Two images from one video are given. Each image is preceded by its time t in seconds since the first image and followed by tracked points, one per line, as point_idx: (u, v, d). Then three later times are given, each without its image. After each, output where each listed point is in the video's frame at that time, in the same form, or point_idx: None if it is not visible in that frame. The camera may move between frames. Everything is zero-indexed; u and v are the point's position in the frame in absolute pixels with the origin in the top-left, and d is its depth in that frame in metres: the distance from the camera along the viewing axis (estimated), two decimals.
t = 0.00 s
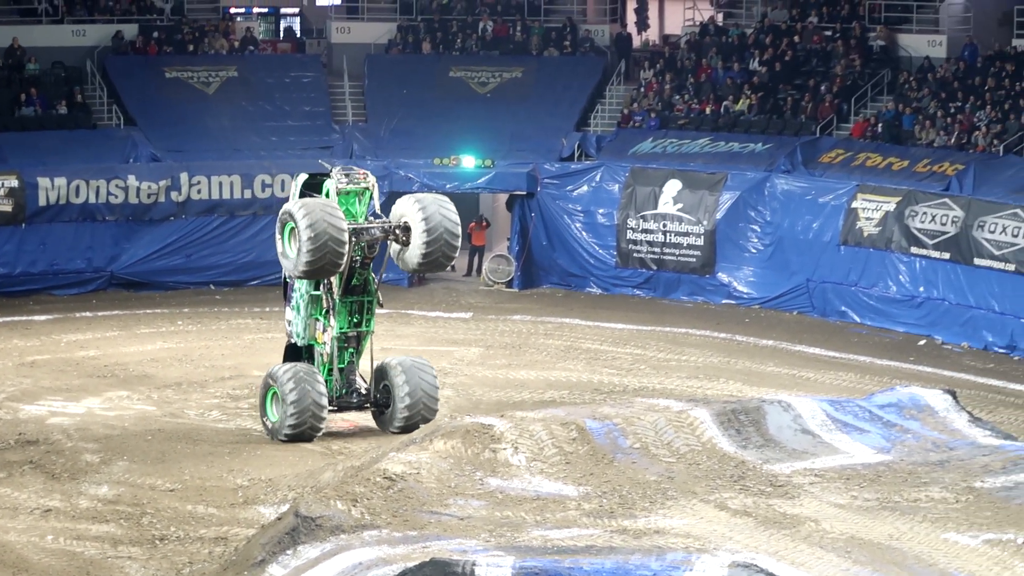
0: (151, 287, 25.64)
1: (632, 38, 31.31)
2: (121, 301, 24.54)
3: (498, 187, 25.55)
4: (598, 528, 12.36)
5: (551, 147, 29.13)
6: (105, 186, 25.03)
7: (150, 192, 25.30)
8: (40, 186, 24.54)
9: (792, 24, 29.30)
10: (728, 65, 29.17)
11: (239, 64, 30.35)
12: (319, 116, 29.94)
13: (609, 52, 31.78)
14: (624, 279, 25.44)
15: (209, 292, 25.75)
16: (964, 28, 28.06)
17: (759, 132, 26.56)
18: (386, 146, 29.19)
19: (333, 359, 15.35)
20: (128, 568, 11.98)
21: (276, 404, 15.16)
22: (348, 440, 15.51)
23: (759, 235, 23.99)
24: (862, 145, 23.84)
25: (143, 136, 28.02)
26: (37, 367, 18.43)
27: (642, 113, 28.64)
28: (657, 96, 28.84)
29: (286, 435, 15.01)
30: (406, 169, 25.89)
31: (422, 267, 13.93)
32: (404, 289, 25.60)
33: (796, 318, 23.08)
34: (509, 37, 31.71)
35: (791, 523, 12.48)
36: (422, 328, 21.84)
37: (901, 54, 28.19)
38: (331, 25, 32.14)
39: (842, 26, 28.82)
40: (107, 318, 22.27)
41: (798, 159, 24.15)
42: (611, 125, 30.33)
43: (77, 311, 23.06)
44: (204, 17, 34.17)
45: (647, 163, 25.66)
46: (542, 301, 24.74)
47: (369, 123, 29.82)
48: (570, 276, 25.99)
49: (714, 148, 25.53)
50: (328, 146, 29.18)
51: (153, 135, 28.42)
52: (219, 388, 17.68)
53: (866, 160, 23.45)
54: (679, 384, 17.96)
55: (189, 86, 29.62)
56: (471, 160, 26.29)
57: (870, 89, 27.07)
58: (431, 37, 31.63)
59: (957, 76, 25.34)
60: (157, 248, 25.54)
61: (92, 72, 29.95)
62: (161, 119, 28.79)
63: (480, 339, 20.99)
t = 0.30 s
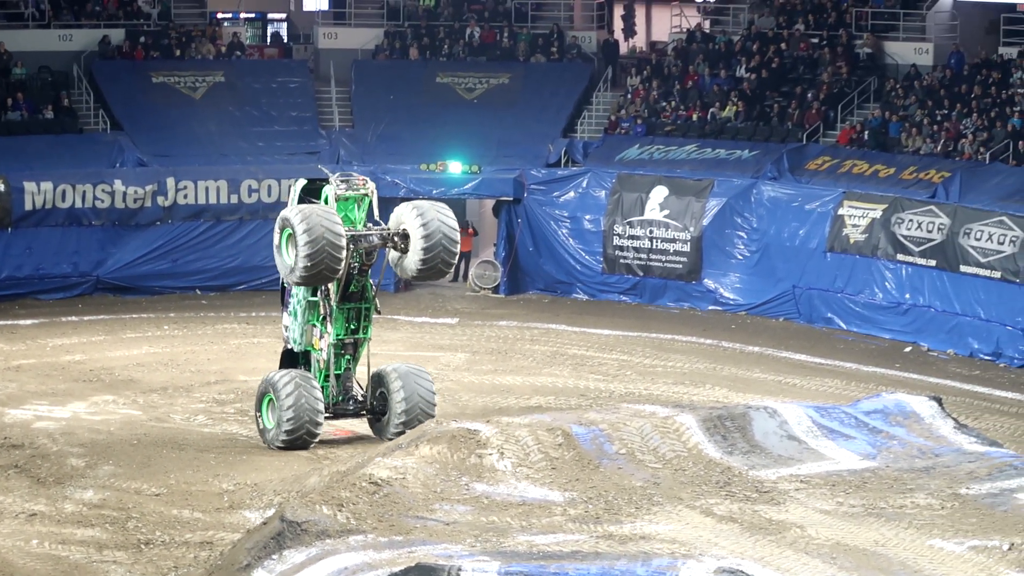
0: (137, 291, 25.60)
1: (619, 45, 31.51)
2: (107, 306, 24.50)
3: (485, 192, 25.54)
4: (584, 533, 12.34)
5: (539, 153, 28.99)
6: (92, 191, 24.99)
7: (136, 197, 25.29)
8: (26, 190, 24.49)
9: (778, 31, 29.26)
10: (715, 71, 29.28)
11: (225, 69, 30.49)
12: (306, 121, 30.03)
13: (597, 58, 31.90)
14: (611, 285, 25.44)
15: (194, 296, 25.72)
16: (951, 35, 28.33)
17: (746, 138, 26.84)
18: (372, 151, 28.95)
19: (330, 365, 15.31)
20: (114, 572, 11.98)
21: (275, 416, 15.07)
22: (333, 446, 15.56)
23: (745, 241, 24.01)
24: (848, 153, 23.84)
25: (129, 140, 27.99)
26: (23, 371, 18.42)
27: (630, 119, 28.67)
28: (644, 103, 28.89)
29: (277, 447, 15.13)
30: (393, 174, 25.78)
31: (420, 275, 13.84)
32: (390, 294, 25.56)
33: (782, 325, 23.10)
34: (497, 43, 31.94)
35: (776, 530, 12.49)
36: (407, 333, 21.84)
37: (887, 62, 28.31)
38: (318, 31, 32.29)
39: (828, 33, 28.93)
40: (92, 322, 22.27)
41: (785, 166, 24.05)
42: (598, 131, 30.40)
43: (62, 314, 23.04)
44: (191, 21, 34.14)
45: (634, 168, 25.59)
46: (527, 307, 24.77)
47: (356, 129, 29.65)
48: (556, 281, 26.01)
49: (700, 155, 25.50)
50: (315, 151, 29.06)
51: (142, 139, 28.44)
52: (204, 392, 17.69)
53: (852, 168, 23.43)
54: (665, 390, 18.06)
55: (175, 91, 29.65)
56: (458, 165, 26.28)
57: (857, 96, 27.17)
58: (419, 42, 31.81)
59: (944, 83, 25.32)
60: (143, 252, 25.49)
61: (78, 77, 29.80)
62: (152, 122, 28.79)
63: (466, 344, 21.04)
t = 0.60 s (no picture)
0: (117, 290, 25.48)
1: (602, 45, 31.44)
2: (88, 304, 24.44)
3: (468, 191, 25.58)
4: (565, 533, 12.34)
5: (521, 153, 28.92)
6: (73, 189, 24.96)
7: (118, 196, 25.26)
8: (7, 188, 24.54)
9: (761, 32, 29.27)
10: (698, 71, 29.18)
11: (207, 68, 30.46)
12: (289, 120, 29.92)
13: (579, 58, 31.99)
14: (592, 285, 25.47)
15: (176, 295, 25.64)
16: (933, 37, 28.77)
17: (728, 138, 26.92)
18: (354, 150, 29.01)
19: (320, 366, 15.17)
20: (94, 571, 11.97)
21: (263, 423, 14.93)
22: (313, 448, 15.60)
23: (727, 242, 24.02)
24: (830, 154, 23.85)
25: (111, 139, 27.92)
26: (3, 369, 18.38)
27: (613, 120, 28.49)
28: (627, 103, 28.86)
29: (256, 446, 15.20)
30: (377, 174, 25.83)
31: (413, 277, 13.57)
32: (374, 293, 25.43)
33: (763, 325, 23.13)
34: (479, 43, 31.89)
35: (757, 530, 12.50)
36: (389, 332, 21.82)
37: (870, 63, 28.51)
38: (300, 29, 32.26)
39: (811, 35, 29.08)
40: (73, 320, 22.23)
41: (767, 166, 24.08)
42: (581, 131, 30.46)
43: (44, 313, 22.99)
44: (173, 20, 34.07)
45: (616, 168, 25.54)
46: (509, 306, 24.75)
47: (339, 128, 29.74)
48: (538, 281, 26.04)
49: (682, 155, 25.47)
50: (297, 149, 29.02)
51: (128, 138, 28.38)
52: (186, 391, 17.69)
53: (834, 168, 23.44)
54: (647, 390, 18.15)
55: (157, 89, 29.63)
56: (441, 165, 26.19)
57: (839, 97, 27.32)
58: (402, 41, 31.87)
59: (926, 84, 25.40)
60: (125, 251, 25.42)
61: (60, 75, 29.82)
62: (138, 120, 28.75)
63: (448, 343, 21.06)
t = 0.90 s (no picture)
0: (106, 288, 25.47)
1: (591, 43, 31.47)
2: (77, 302, 24.44)
3: (456, 190, 25.67)
4: (554, 531, 12.33)
5: (509, 150, 29.22)
6: (62, 187, 24.92)
7: (106, 194, 25.23)
8: None
9: (749, 30, 29.44)
10: (687, 70, 29.33)
11: (196, 66, 30.45)
12: (277, 118, 30.00)
13: (568, 56, 32.08)
14: (582, 283, 25.46)
15: (165, 293, 25.59)
16: (921, 35, 28.80)
17: (717, 136, 26.89)
18: (343, 148, 29.19)
19: (318, 366, 14.91)
20: (83, 569, 11.96)
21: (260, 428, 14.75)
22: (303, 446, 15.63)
23: (716, 240, 24.00)
24: (819, 151, 24.14)
25: (100, 137, 27.89)
26: None
27: (601, 118, 28.62)
28: (615, 101, 28.89)
29: (250, 443, 15.17)
30: (366, 172, 25.96)
31: (412, 279, 13.01)
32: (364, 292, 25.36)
33: (753, 322, 23.13)
34: (468, 40, 31.90)
35: (746, 527, 12.49)
36: (379, 330, 21.78)
37: (859, 60, 28.68)
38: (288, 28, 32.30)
39: (799, 32, 29.09)
40: (63, 319, 22.21)
41: (756, 164, 24.46)
42: (570, 130, 30.54)
43: (33, 312, 22.95)
44: (162, 19, 34.08)
45: (605, 166, 25.87)
46: (499, 304, 24.74)
47: (327, 126, 29.84)
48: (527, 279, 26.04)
49: (671, 152, 25.84)
50: (286, 147, 29.16)
51: (119, 136, 28.36)
52: (175, 390, 17.69)
53: (823, 165, 23.74)
54: (637, 387, 18.25)
55: (145, 87, 29.67)
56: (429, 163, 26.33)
57: (827, 95, 27.35)
58: (390, 39, 31.79)
59: (914, 82, 25.55)
60: (114, 249, 25.39)
61: (48, 73, 29.83)
62: (129, 119, 28.74)
63: (437, 341, 21.07)
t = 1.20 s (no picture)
0: (104, 284, 25.49)
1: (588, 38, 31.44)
2: (76, 298, 24.45)
3: (454, 185, 25.66)
4: (553, 526, 12.34)
5: (507, 146, 29.22)
6: (60, 183, 24.91)
7: (105, 190, 25.19)
8: None
9: (748, 25, 29.50)
10: (685, 65, 29.33)
11: (194, 62, 30.45)
12: (275, 114, 30.01)
13: (566, 52, 32.10)
14: (580, 279, 25.49)
15: (164, 289, 25.62)
16: (919, 30, 29.03)
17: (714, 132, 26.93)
18: (341, 144, 29.21)
19: (325, 364, 14.76)
20: (82, 565, 11.97)
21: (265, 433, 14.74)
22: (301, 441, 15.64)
23: (714, 235, 24.01)
24: (817, 146, 24.14)
25: (98, 133, 27.88)
26: None
27: (599, 113, 28.63)
28: (614, 97, 28.89)
29: (251, 431, 15.28)
30: (363, 167, 25.77)
31: (421, 280, 12.78)
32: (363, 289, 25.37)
33: (751, 318, 23.14)
34: (466, 36, 31.89)
35: (745, 523, 12.50)
36: (377, 327, 21.77)
37: (857, 56, 28.67)
38: (286, 24, 32.27)
39: (798, 28, 29.13)
40: (62, 315, 22.21)
41: (754, 160, 24.36)
42: (568, 124, 30.56)
43: (32, 308, 22.95)
44: (160, 15, 34.09)
45: (602, 162, 25.89)
46: (497, 300, 24.75)
47: (325, 122, 29.85)
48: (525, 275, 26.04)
49: (669, 148, 25.70)
50: (284, 143, 29.20)
51: (118, 132, 28.36)
52: (173, 385, 17.71)
53: (821, 160, 23.74)
54: (635, 382, 18.32)
55: (143, 83, 29.68)
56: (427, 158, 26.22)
57: (825, 91, 27.23)
58: (388, 35, 31.78)
59: (913, 78, 25.64)
60: (112, 245, 25.40)
61: (46, 69, 29.85)
62: (126, 116, 28.74)
63: (435, 337, 21.08)
